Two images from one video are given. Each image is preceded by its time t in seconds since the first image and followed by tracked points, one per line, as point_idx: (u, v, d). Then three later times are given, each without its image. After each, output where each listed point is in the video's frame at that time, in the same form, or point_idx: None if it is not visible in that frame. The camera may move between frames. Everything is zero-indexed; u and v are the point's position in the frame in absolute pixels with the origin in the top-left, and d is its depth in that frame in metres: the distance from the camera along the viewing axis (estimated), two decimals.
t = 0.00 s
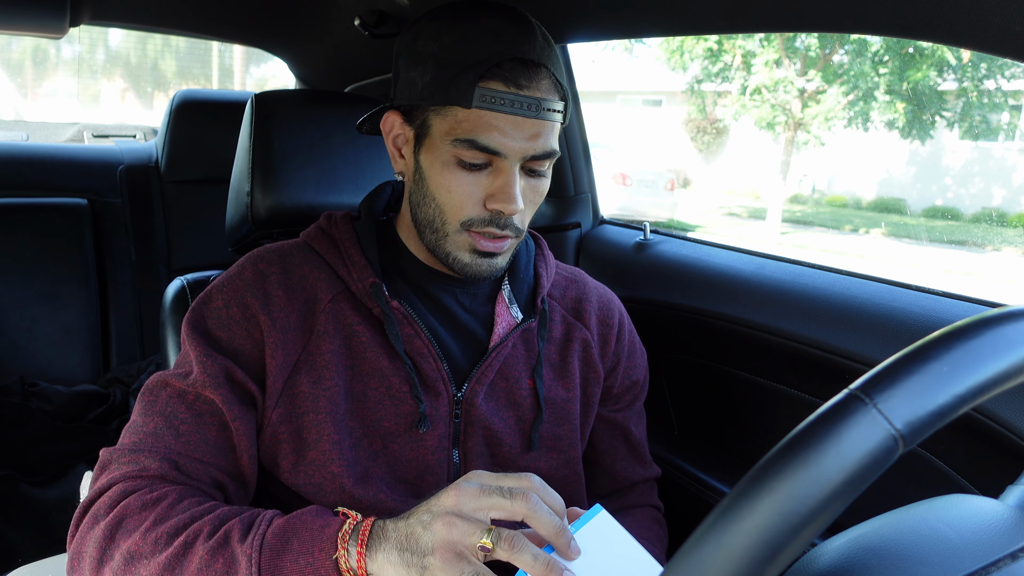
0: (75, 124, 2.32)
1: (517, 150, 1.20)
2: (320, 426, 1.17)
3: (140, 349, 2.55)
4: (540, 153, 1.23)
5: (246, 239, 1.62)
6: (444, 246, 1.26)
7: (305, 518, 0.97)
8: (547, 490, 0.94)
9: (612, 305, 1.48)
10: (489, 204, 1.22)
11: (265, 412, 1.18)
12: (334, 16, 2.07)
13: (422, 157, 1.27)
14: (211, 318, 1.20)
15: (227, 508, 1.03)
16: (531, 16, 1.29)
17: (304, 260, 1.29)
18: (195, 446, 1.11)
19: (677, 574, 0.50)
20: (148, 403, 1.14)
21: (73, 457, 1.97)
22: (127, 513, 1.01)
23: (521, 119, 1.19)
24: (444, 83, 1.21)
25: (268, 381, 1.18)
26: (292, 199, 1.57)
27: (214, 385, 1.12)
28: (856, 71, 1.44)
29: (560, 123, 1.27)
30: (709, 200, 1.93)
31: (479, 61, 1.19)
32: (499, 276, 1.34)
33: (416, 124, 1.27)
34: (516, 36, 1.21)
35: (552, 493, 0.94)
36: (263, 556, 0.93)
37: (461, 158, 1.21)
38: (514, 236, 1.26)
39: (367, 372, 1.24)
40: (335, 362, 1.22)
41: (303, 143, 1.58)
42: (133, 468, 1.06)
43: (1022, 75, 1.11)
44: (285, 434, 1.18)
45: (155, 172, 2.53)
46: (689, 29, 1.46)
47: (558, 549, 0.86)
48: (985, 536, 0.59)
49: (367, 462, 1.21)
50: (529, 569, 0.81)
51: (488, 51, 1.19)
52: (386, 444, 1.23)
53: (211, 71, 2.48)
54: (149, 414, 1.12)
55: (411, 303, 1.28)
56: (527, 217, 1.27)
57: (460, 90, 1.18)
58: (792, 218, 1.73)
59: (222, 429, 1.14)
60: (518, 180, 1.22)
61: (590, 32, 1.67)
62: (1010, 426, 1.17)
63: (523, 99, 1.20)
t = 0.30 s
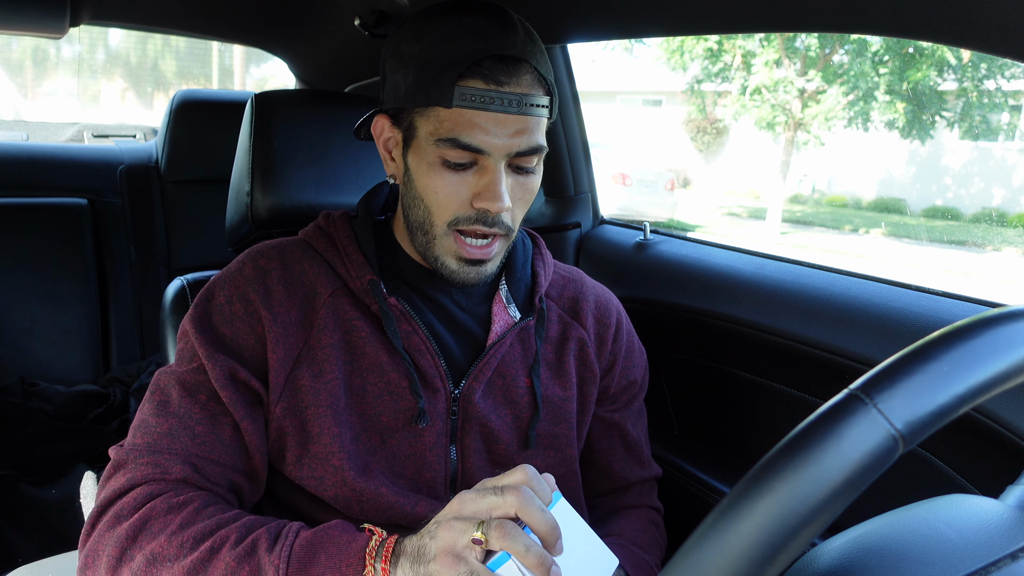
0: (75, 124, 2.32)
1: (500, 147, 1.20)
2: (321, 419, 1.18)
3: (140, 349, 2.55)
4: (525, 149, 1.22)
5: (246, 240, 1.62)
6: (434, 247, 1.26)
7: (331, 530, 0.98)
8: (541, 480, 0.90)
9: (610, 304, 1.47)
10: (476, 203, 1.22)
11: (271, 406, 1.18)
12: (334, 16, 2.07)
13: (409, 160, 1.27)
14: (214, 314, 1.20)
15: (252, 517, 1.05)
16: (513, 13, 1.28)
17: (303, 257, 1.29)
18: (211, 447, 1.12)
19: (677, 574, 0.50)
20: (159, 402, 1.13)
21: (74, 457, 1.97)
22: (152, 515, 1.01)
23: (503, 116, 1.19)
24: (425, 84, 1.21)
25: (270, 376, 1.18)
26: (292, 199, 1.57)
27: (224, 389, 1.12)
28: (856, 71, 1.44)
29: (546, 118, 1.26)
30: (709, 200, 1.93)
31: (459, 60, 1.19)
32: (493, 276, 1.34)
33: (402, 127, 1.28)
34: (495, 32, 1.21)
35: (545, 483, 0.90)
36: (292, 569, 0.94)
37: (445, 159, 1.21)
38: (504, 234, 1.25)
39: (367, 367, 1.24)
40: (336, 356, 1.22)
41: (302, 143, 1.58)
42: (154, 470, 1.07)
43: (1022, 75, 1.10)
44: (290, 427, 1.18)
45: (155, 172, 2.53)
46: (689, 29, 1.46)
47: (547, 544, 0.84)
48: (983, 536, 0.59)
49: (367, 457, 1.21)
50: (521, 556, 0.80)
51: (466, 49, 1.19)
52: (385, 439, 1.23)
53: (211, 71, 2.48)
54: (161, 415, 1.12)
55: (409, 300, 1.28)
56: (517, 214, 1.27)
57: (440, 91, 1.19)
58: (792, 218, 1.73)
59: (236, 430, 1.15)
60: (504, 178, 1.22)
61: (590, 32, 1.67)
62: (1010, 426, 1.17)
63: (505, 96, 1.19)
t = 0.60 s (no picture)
0: (75, 124, 2.32)
1: (495, 149, 1.20)
2: (324, 420, 1.18)
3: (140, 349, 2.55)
4: (520, 149, 1.22)
5: (246, 239, 1.62)
6: (433, 249, 1.26)
7: (331, 540, 0.98)
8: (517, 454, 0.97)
9: (610, 305, 1.47)
10: (473, 204, 1.22)
11: (272, 409, 1.18)
12: (334, 16, 2.07)
13: (407, 162, 1.27)
14: (217, 315, 1.20)
15: (251, 524, 1.04)
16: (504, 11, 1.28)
17: (307, 256, 1.29)
18: (210, 448, 1.12)
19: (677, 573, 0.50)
20: (159, 402, 1.14)
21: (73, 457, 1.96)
22: (151, 519, 1.01)
23: (497, 118, 1.19)
24: (418, 87, 1.20)
25: (274, 377, 1.18)
26: (292, 199, 1.57)
27: (226, 388, 1.13)
28: (856, 71, 1.44)
29: (541, 117, 1.26)
30: (709, 200, 1.93)
31: (450, 62, 1.19)
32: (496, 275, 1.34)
33: (398, 130, 1.28)
34: (487, 33, 1.20)
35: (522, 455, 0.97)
36: None
37: (442, 161, 1.21)
38: (504, 234, 1.26)
39: (369, 368, 1.24)
40: (337, 357, 1.21)
41: (302, 143, 1.58)
42: (153, 471, 1.07)
43: (1022, 75, 1.11)
44: (293, 429, 1.18)
45: (155, 172, 2.53)
46: (689, 29, 1.46)
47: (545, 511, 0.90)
48: (982, 536, 0.59)
49: (368, 458, 1.21)
50: (528, 525, 0.85)
51: (458, 51, 1.18)
52: (386, 440, 1.23)
53: (211, 70, 2.48)
54: (161, 415, 1.12)
55: (411, 300, 1.28)
56: (516, 214, 1.27)
57: (433, 95, 1.18)
58: (792, 219, 1.73)
59: (236, 430, 1.15)
60: (501, 179, 1.22)
61: (590, 32, 1.68)
62: (1010, 426, 1.17)
63: (499, 96, 1.19)
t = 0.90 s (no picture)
0: (75, 124, 2.32)
1: (503, 142, 1.20)
2: (323, 422, 1.18)
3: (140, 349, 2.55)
4: (528, 143, 1.22)
5: (246, 240, 1.62)
6: (439, 243, 1.26)
7: (310, 524, 0.98)
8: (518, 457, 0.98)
9: (612, 307, 1.47)
10: (481, 197, 1.22)
11: (271, 410, 1.18)
12: (334, 16, 2.07)
13: (413, 156, 1.27)
14: (216, 316, 1.20)
15: (234, 510, 1.04)
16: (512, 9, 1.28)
17: (308, 258, 1.29)
18: (202, 446, 1.11)
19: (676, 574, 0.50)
20: (156, 403, 1.14)
21: (73, 456, 1.97)
22: (136, 511, 1.02)
23: (506, 111, 1.20)
24: (427, 82, 1.20)
25: (272, 378, 1.18)
26: (292, 199, 1.57)
27: (220, 385, 1.12)
28: (856, 71, 1.44)
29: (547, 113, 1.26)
30: (709, 200, 1.93)
31: (459, 57, 1.19)
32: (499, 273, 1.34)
33: (405, 124, 1.28)
34: (497, 29, 1.21)
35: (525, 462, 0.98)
36: (268, 565, 0.93)
37: (450, 154, 1.21)
38: (509, 228, 1.26)
39: (370, 369, 1.24)
40: (338, 359, 1.21)
41: (303, 143, 1.58)
42: (143, 467, 1.07)
43: (1022, 75, 1.11)
44: (291, 431, 1.18)
45: (155, 172, 2.53)
46: (690, 29, 1.46)
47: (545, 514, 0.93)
48: (983, 536, 0.59)
49: (370, 459, 1.21)
50: (542, 527, 0.86)
51: (468, 46, 1.19)
52: (388, 441, 1.22)
53: (211, 71, 2.48)
54: (157, 414, 1.12)
55: (413, 300, 1.28)
56: (521, 208, 1.27)
57: (444, 87, 1.19)
58: (792, 218, 1.72)
59: (230, 428, 1.14)
60: (509, 172, 1.22)
61: (590, 32, 1.68)
62: (1010, 426, 1.17)
63: (507, 91, 1.19)
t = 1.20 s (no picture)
0: (75, 123, 2.32)
1: (497, 137, 1.20)
2: (322, 422, 1.18)
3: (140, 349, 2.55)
4: (522, 137, 1.23)
5: (246, 239, 1.62)
6: (436, 241, 1.26)
7: (293, 527, 0.97)
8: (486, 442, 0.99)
9: (613, 304, 1.47)
10: (476, 192, 1.22)
11: (267, 410, 1.18)
12: (333, 16, 2.07)
13: (409, 155, 1.27)
14: (212, 317, 1.20)
15: (219, 512, 1.03)
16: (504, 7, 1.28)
17: (306, 258, 1.29)
18: (194, 445, 1.11)
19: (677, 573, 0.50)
20: (151, 404, 1.14)
21: (73, 457, 1.97)
22: (123, 515, 1.02)
23: (499, 106, 1.20)
24: (420, 80, 1.20)
25: (269, 378, 1.18)
26: (292, 199, 1.57)
27: (215, 383, 1.12)
28: (856, 71, 1.44)
29: (541, 108, 1.26)
30: (709, 200, 1.93)
31: (452, 54, 1.19)
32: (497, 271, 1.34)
33: (401, 123, 1.28)
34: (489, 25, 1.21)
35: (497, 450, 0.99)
36: (251, 568, 0.93)
37: (445, 150, 1.21)
38: (505, 223, 1.26)
39: (369, 367, 1.24)
40: (336, 358, 1.21)
41: (303, 143, 1.58)
42: (133, 469, 1.07)
43: (1022, 75, 1.11)
44: (288, 431, 1.18)
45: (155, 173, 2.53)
46: (690, 29, 1.46)
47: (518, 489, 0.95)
48: (983, 535, 0.59)
49: (371, 457, 1.21)
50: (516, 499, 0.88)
51: (460, 42, 1.19)
52: (389, 439, 1.22)
53: (211, 71, 2.48)
54: (151, 415, 1.13)
55: (414, 296, 1.29)
56: (517, 204, 1.27)
57: (437, 84, 1.18)
58: (792, 218, 1.73)
59: (223, 429, 1.14)
60: (503, 167, 1.23)
61: (590, 32, 1.67)
62: (1010, 426, 1.17)
63: (499, 86, 1.20)
